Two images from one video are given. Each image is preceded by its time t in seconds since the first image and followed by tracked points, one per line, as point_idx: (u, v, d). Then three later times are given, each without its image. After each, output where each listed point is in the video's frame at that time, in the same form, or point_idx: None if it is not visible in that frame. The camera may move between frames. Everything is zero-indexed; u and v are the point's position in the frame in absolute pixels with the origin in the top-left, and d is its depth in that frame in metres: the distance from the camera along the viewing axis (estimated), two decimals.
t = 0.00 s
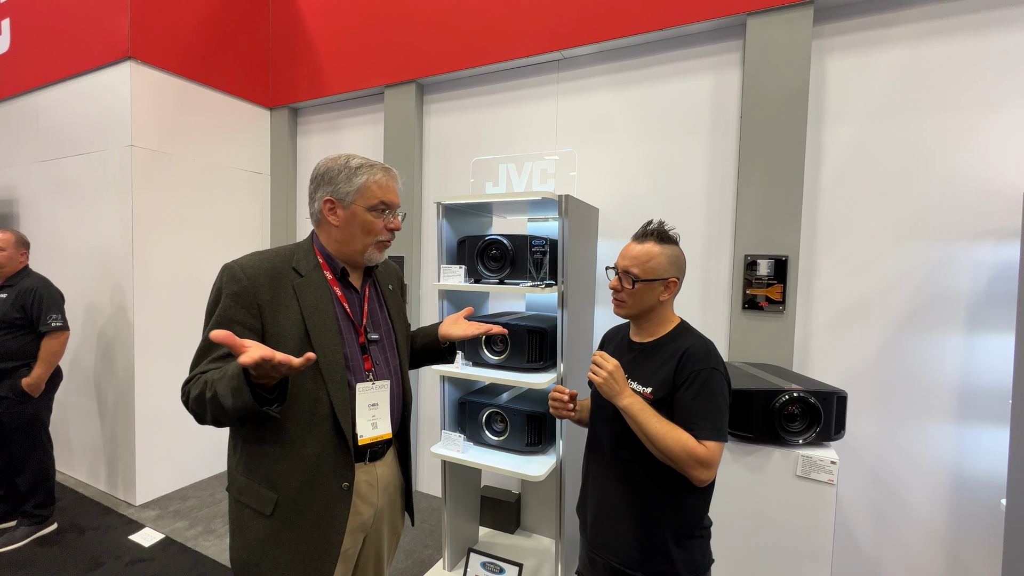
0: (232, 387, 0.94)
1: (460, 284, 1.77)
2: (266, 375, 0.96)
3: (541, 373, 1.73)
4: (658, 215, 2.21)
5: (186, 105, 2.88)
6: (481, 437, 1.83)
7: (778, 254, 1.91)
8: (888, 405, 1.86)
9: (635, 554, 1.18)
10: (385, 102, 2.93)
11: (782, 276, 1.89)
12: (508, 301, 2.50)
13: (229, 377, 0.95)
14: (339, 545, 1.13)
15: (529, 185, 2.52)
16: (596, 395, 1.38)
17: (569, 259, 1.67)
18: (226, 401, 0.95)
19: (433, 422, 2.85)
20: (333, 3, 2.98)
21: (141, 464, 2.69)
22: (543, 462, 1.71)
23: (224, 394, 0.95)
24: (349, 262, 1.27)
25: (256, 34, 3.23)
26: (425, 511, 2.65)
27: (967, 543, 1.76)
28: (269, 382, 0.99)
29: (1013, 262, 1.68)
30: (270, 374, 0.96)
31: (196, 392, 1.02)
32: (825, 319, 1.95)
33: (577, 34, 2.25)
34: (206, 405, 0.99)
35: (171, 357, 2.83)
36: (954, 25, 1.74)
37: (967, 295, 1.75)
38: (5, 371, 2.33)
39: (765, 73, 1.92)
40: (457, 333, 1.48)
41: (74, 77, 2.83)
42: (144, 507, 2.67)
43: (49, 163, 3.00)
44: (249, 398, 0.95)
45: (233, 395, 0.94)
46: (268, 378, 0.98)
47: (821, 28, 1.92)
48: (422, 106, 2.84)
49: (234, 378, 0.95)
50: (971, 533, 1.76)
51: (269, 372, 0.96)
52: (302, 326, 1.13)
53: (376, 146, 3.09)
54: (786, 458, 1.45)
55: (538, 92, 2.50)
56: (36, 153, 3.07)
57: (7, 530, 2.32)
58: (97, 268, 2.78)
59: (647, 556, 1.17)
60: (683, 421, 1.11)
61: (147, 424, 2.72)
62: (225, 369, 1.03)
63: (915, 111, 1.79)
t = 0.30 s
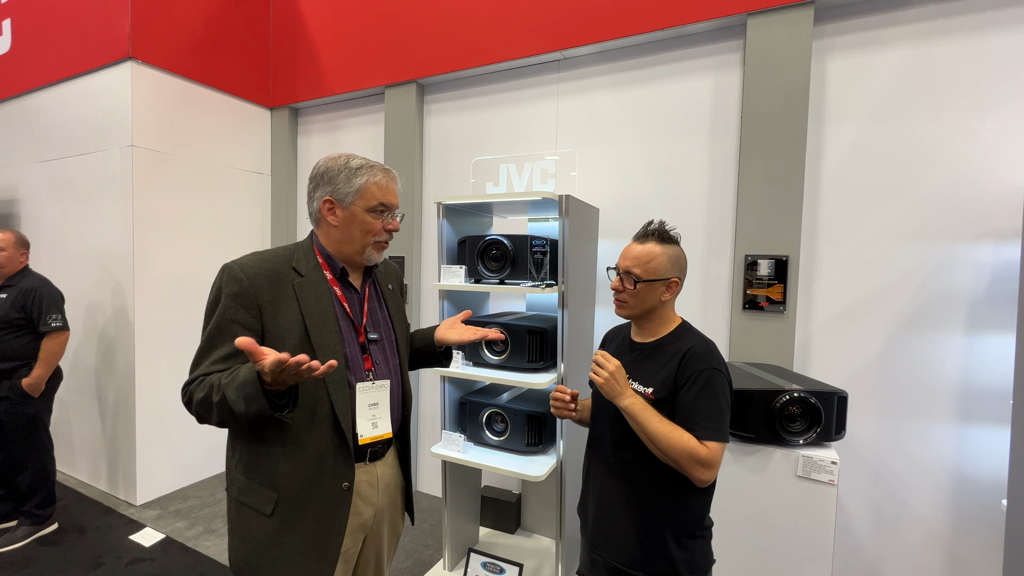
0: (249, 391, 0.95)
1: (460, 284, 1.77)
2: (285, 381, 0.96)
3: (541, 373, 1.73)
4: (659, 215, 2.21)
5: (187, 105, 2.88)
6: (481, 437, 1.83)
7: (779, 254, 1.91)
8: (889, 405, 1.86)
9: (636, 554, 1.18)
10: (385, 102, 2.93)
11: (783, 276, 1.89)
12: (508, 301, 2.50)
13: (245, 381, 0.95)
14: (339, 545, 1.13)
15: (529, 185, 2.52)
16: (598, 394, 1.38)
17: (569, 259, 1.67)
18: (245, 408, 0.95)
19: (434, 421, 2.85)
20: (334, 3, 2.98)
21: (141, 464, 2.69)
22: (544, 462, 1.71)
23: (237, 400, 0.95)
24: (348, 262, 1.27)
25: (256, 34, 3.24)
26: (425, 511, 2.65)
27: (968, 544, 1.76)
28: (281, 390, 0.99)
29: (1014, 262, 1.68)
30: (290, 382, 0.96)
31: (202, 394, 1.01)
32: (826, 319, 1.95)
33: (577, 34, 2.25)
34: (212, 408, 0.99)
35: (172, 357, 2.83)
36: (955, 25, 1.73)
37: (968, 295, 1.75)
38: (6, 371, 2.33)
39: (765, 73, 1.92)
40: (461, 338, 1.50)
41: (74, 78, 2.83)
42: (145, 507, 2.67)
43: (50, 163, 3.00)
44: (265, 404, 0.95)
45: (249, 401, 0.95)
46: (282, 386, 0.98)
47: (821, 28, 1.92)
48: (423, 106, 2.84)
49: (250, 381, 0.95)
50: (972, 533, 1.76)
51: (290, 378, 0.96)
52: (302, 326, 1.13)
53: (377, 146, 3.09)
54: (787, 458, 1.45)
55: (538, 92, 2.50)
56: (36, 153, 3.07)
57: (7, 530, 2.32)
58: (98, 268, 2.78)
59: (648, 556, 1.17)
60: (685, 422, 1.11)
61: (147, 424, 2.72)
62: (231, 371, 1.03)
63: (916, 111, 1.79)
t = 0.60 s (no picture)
0: (268, 386, 0.95)
1: (460, 284, 1.77)
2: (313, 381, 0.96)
3: (541, 373, 1.73)
4: (659, 215, 2.21)
5: (187, 105, 2.88)
6: (481, 437, 1.83)
7: (779, 254, 1.91)
8: (889, 405, 1.86)
9: (637, 555, 1.18)
10: (385, 102, 2.93)
11: (783, 276, 1.89)
12: (508, 301, 2.50)
13: (265, 376, 0.95)
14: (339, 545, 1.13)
15: (529, 185, 2.53)
16: (598, 395, 1.38)
17: (569, 259, 1.67)
18: (265, 405, 0.94)
19: (434, 421, 2.85)
20: (334, 3, 2.98)
21: (142, 464, 2.69)
22: (544, 462, 1.71)
23: (252, 398, 0.94)
24: (346, 262, 1.27)
25: (256, 34, 3.24)
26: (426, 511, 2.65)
27: (968, 544, 1.76)
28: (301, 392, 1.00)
29: (1014, 262, 1.68)
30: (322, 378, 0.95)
31: (207, 394, 1.00)
32: (826, 319, 1.95)
33: (577, 34, 2.25)
34: (219, 408, 0.98)
35: (172, 357, 2.84)
36: (955, 25, 1.73)
37: (968, 295, 1.74)
38: (5, 371, 2.33)
39: (766, 73, 1.92)
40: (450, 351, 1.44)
41: (75, 78, 2.84)
42: (145, 507, 2.67)
43: (50, 164, 3.00)
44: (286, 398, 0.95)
45: (266, 397, 0.94)
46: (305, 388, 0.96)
47: (822, 28, 1.92)
48: (423, 107, 2.84)
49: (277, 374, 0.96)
50: (973, 534, 1.75)
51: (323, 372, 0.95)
52: (300, 326, 1.13)
53: (377, 146, 3.10)
54: (787, 458, 1.44)
55: (538, 92, 2.50)
56: (37, 154, 3.08)
57: (8, 530, 2.32)
58: (99, 268, 2.79)
59: (649, 556, 1.17)
60: (685, 422, 1.11)
61: (148, 424, 2.72)
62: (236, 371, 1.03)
63: (916, 111, 1.79)
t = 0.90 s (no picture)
0: (320, 351, 0.99)
1: (460, 284, 1.77)
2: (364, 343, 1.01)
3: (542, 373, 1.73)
4: (659, 216, 2.21)
5: (187, 106, 2.88)
6: (482, 437, 1.83)
7: (779, 254, 1.91)
8: (890, 405, 1.86)
9: (637, 554, 1.18)
10: (386, 103, 2.93)
11: (783, 276, 1.89)
12: (508, 301, 2.50)
13: (316, 344, 1.00)
14: (340, 543, 1.14)
15: (529, 186, 2.52)
16: (598, 396, 1.38)
17: (569, 259, 1.67)
18: (319, 367, 0.98)
19: (434, 422, 2.85)
20: (334, 4, 2.98)
21: (143, 464, 2.69)
22: (544, 462, 1.71)
23: (303, 362, 0.98)
24: (343, 260, 1.27)
25: (257, 35, 3.24)
26: (426, 512, 2.65)
27: (969, 544, 1.76)
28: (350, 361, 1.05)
29: (1014, 262, 1.68)
30: (374, 336, 1.01)
31: (241, 377, 0.99)
32: (826, 319, 1.95)
33: (578, 34, 2.25)
34: (257, 386, 0.97)
35: (173, 357, 2.84)
36: (955, 26, 1.73)
37: (968, 295, 1.75)
38: (6, 371, 2.34)
39: (766, 73, 1.92)
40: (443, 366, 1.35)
41: (76, 79, 2.84)
42: (146, 508, 2.68)
43: (51, 164, 3.01)
44: (340, 359, 1.00)
45: (319, 359, 0.98)
46: (355, 351, 1.01)
47: (822, 28, 1.92)
48: (423, 107, 2.85)
49: (331, 339, 1.01)
50: (973, 534, 1.75)
51: (377, 333, 1.02)
52: (303, 323, 1.14)
53: (377, 147, 3.10)
54: (787, 459, 1.45)
55: (538, 93, 2.51)
56: (38, 154, 3.08)
57: (9, 530, 2.32)
58: (100, 269, 2.79)
59: (649, 556, 1.17)
60: (687, 422, 1.11)
61: (148, 425, 2.72)
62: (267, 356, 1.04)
63: (916, 111, 1.79)
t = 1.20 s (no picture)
0: (311, 350, 0.98)
1: (461, 284, 1.77)
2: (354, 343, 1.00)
3: (542, 374, 1.73)
4: (659, 216, 2.21)
5: (188, 107, 2.89)
6: (482, 438, 1.83)
7: (779, 254, 1.91)
8: (890, 405, 1.86)
9: (637, 556, 1.18)
10: (386, 103, 2.94)
11: (783, 276, 1.89)
12: (508, 302, 2.51)
13: (306, 344, 0.99)
14: (340, 544, 1.13)
15: (529, 186, 2.54)
16: (598, 397, 1.38)
17: (569, 260, 1.67)
18: (309, 366, 0.97)
19: (434, 422, 2.85)
20: (334, 5, 2.99)
21: (143, 465, 2.70)
22: (543, 463, 1.71)
23: (293, 361, 0.97)
24: (345, 262, 1.27)
25: (257, 36, 3.24)
26: (427, 512, 2.65)
27: (969, 544, 1.76)
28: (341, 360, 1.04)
29: (1015, 262, 1.68)
30: (363, 336, 1.00)
31: (232, 377, 0.99)
32: (826, 319, 1.95)
33: (577, 35, 2.25)
34: (248, 386, 0.97)
35: (173, 357, 2.84)
36: (956, 26, 1.73)
37: (968, 296, 1.75)
38: (5, 372, 2.34)
39: (766, 74, 1.92)
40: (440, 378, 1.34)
41: (77, 80, 2.84)
42: (146, 508, 2.68)
43: (52, 165, 3.01)
44: (330, 360, 0.99)
45: (309, 358, 0.97)
46: (346, 352, 1.00)
47: (822, 29, 1.92)
48: (423, 108, 2.85)
49: (322, 338, 1.00)
50: (974, 534, 1.75)
51: (368, 334, 1.01)
52: (303, 323, 1.13)
53: (377, 147, 3.11)
54: (787, 459, 1.45)
55: (538, 94, 2.51)
56: (39, 155, 3.09)
57: (9, 531, 2.32)
58: (100, 269, 2.79)
59: (648, 557, 1.17)
60: (687, 423, 1.11)
61: (149, 425, 2.72)
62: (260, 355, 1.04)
63: (916, 112, 1.79)
